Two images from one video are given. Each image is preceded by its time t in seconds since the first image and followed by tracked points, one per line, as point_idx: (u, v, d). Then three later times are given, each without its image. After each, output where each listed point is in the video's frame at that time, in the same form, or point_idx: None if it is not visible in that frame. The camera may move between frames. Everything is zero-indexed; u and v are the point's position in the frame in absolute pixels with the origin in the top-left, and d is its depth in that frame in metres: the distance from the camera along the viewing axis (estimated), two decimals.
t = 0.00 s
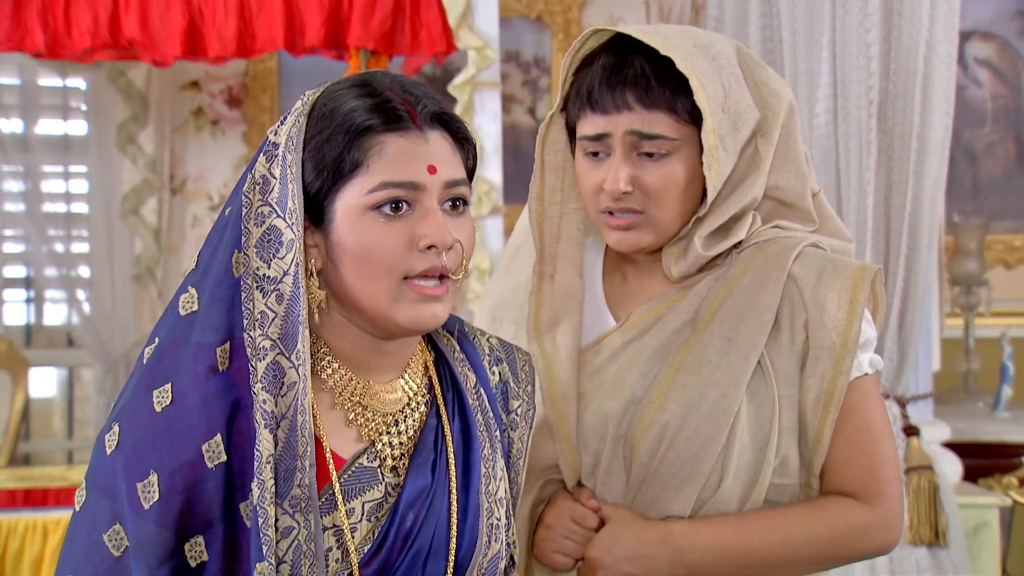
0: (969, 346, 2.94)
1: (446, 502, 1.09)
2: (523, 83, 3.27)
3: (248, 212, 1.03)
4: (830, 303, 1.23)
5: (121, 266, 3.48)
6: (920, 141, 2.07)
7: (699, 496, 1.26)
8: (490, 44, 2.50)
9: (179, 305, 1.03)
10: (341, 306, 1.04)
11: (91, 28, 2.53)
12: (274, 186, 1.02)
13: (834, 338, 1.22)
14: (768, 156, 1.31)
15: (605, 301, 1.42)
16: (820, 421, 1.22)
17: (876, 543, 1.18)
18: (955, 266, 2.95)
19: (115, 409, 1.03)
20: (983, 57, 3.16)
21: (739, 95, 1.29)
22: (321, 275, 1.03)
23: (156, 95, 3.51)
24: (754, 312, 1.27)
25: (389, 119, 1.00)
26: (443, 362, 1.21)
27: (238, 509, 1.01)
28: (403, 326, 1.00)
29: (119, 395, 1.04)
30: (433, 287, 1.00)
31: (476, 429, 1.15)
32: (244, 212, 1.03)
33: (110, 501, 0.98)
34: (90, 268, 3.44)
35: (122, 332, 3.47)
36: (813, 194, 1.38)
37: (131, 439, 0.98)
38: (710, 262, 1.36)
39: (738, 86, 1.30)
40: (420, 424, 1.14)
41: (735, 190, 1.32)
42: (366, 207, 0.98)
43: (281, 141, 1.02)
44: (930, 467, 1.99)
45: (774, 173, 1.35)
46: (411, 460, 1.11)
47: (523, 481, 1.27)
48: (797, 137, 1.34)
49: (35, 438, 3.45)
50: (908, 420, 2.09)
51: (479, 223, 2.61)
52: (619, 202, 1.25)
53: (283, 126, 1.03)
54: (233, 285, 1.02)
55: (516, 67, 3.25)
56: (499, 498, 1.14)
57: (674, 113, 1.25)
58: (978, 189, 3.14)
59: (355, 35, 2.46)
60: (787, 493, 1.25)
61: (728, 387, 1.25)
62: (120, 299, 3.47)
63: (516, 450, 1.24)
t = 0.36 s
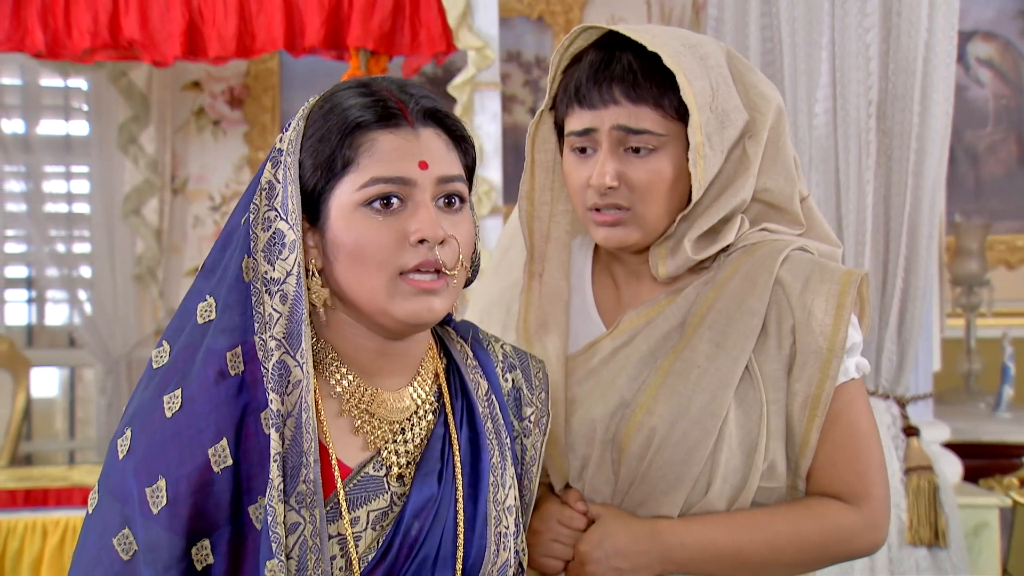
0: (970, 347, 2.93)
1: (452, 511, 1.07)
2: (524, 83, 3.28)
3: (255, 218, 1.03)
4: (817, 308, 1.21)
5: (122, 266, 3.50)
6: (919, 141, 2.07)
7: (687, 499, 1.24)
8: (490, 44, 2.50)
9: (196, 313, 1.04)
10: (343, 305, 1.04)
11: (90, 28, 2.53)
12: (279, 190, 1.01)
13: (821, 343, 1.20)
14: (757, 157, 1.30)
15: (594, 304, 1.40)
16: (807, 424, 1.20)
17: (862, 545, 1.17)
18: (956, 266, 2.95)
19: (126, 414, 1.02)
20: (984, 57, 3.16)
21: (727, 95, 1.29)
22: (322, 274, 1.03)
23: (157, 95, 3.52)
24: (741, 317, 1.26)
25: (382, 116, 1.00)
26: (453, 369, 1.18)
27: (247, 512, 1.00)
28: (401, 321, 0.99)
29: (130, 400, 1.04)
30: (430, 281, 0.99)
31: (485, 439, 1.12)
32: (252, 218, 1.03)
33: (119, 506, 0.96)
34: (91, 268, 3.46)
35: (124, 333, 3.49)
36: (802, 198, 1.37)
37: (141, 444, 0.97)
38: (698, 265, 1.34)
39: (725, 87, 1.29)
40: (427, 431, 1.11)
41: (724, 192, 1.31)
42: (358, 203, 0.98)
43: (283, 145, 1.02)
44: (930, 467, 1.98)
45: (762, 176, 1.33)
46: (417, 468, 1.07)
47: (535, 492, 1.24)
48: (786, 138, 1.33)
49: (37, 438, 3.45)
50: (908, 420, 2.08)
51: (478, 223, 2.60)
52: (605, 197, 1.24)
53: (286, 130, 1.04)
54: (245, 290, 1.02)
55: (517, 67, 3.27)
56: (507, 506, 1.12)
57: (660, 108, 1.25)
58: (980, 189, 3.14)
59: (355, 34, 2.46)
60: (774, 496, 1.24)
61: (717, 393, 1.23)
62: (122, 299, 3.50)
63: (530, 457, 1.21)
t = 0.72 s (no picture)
0: (971, 347, 2.93)
1: (455, 498, 1.05)
2: (524, 83, 3.28)
3: (254, 214, 1.02)
4: (808, 309, 1.21)
5: (122, 267, 3.50)
6: (917, 141, 2.07)
7: (680, 499, 1.23)
8: (490, 44, 2.50)
9: (195, 307, 1.03)
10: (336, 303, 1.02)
11: (90, 28, 2.53)
12: (278, 191, 0.99)
13: (812, 344, 1.20)
14: (749, 158, 1.29)
15: (586, 303, 1.39)
16: (798, 424, 1.20)
17: (852, 545, 1.18)
18: (956, 266, 2.95)
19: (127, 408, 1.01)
20: (984, 57, 3.15)
21: (720, 97, 1.29)
22: (313, 271, 1.02)
23: (157, 95, 3.52)
24: (733, 319, 1.25)
25: (371, 113, 0.99)
26: (457, 363, 1.17)
27: (247, 499, 0.98)
28: (388, 319, 0.98)
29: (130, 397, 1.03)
30: (416, 278, 0.97)
31: (487, 428, 1.11)
32: (251, 213, 1.02)
33: (117, 497, 0.95)
34: (92, 268, 3.47)
35: (125, 333, 3.49)
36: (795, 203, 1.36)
37: (139, 436, 0.96)
38: (690, 266, 1.33)
39: (718, 88, 1.29)
40: (430, 421, 1.10)
41: (716, 193, 1.30)
42: (344, 200, 0.97)
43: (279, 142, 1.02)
44: (929, 468, 1.99)
45: (755, 178, 1.33)
46: (420, 455, 1.06)
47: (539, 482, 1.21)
48: (780, 141, 1.33)
49: (37, 438, 3.46)
50: (907, 420, 2.08)
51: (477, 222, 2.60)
52: (596, 190, 1.24)
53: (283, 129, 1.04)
54: (241, 283, 1.02)
55: (518, 67, 3.28)
56: (510, 498, 1.10)
57: (652, 103, 1.25)
58: (980, 189, 3.14)
59: (354, 34, 2.46)
60: (766, 496, 1.24)
61: (708, 394, 1.22)
62: (122, 299, 3.50)
63: (532, 452, 1.19)
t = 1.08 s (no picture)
0: (978, 347, 2.92)
1: (460, 494, 1.03)
2: (531, 83, 3.29)
3: (266, 205, 1.01)
4: (810, 305, 1.20)
5: (130, 267, 3.52)
6: (923, 140, 2.06)
7: (680, 495, 1.22)
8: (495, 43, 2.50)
9: (207, 298, 1.01)
10: (336, 297, 1.02)
11: (96, 28, 2.55)
12: (292, 182, 0.99)
13: (813, 340, 1.19)
14: (752, 156, 1.29)
15: (587, 300, 1.39)
16: (799, 421, 1.19)
17: (851, 542, 1.18)
18: (963, 266, 2.94)
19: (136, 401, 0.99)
20: (993, 56, 3.14)
21: (724, 95, 1.29)
22: (314, 263, 1.02)
23: (165, 95, 3.54)
24: (733, 315, 1.25)
25: (384, 110, 1.00)
26: (462, 360, 1.15)
27: (254, 489, 0.96)
28: (383, 313, 0.97)
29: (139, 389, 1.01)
30: (412, 273, 0.97)
31: (492, 425, 1.09)
32: (263, 204, 1.01)
33: (126, 487, 0.93)
34: (99, 268, 3.48)
35: (132, 333, 3.51)
36: (799, 204, 1.35)
37: (151, 426, 0.94)
38: (691, 263, 1.33)
39: (723, 86, 1.29)
40: (435, 416, 1.07)
41: (719, 190, 1.30)
42: (347, 191, 0.97)
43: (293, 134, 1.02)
44: (935, 468, 1.99)
45: (758, 176, 1.32)
46: (426, 450, 1.04)
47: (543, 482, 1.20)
48: (784, 140, 1.32)
49: (45, 438, 3.48)
50: (913, 420, 2.08)
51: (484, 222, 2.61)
52: (597, 181, 1.24)
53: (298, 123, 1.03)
54: (252, 274, 1.00)
55: (525, 67, 3.30)
56: (516, 494, 1.09)
57: (653, 97, 1.25)
58: (988, 189, 3.12)
59: (360, 34, 2.46)
60: (767, 492, 1.23)
61: (708, 388, 1.22)
62: (129, 299, 3.51)
63: (538, 449, 1.18)
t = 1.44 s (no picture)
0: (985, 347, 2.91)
1: (466, 500, 1.02)
2: (536, 83, 3.29)
3: (271, 208, 0.98)
4: (810, 305, 1.20)
5: (136, 267, 3.53)
6: (927, 140, 2.06)
7: (678, 495, 1.22)
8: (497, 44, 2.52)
9: (214, 300, 0.99)
10: (343, 302, 1.02)
11: (101, 29, 2.56)
12: (296, 186, 0.98)
13: (813, 341, 1.18)
14: (753, 154, 1.29)
15: (588, 298, 1.39)
16: (799, 421, 1.19)
17: (849, 543, 1.17)
18: (970, 267, 2.93)
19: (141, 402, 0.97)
20: (1000, 55, 3.13)
21: (726, 93, 1.29)
22: (323, 269, 1.02)
23: (170, 96, 3.54)
24: (732, 315, 1.24)
25: (383, 112, 0.99)
26: (470, 364, 1.14)
27: (260, 491, 0.94)
28: (393, 315, 0.97)
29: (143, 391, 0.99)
30: (422, 274, 0.96)
31: (499, 431, 1.08)
32: (268, 207, 0.98)
33: (129, 489, 0.91)
34: (106, 268, 3.50)
35: (138, 332, 3.53)
36: (801, 204, 1.35)
37: (156, 428, 0.92)
38: (692, 261, 1.33)
39: (725, 85, 1.29)
40: (442, 421, 1.06)
41: (721, 188, 1.30)
42: (352, 197, 0.96)
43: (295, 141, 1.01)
44: (940, 469, 1.97)
45: (759, 175, 1.32)
46: (432, 455, 1.02)
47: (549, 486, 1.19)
48: (786, 139, 1.31)
49: (52, 437, 3.50)
50: (918, 421, 2.08)
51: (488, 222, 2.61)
52: (597, 177, 1.24)
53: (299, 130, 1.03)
54: (257, 277, 0.98)
55: (530, 67, 3.30)
56: (522, 500, 1.07)
57: (655, 94, 1.25)
58: (995, 189, 3.11)
59: (363, 35, 2.46)
60: (767, 492, 1.22)
61: (706, 388, 1.22)
62: (135, 299, 3.53)
63: (543, 455, 1.17)
